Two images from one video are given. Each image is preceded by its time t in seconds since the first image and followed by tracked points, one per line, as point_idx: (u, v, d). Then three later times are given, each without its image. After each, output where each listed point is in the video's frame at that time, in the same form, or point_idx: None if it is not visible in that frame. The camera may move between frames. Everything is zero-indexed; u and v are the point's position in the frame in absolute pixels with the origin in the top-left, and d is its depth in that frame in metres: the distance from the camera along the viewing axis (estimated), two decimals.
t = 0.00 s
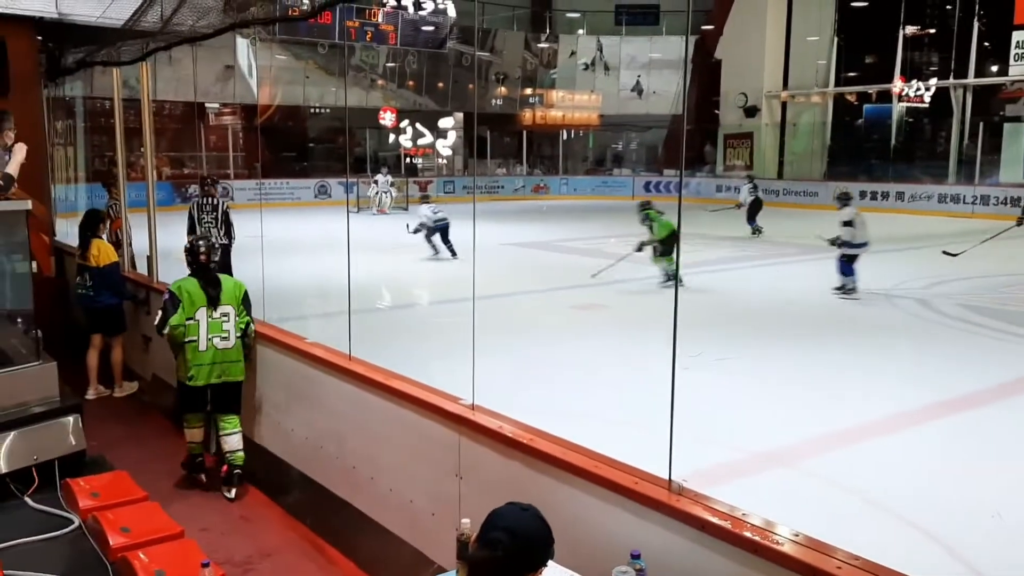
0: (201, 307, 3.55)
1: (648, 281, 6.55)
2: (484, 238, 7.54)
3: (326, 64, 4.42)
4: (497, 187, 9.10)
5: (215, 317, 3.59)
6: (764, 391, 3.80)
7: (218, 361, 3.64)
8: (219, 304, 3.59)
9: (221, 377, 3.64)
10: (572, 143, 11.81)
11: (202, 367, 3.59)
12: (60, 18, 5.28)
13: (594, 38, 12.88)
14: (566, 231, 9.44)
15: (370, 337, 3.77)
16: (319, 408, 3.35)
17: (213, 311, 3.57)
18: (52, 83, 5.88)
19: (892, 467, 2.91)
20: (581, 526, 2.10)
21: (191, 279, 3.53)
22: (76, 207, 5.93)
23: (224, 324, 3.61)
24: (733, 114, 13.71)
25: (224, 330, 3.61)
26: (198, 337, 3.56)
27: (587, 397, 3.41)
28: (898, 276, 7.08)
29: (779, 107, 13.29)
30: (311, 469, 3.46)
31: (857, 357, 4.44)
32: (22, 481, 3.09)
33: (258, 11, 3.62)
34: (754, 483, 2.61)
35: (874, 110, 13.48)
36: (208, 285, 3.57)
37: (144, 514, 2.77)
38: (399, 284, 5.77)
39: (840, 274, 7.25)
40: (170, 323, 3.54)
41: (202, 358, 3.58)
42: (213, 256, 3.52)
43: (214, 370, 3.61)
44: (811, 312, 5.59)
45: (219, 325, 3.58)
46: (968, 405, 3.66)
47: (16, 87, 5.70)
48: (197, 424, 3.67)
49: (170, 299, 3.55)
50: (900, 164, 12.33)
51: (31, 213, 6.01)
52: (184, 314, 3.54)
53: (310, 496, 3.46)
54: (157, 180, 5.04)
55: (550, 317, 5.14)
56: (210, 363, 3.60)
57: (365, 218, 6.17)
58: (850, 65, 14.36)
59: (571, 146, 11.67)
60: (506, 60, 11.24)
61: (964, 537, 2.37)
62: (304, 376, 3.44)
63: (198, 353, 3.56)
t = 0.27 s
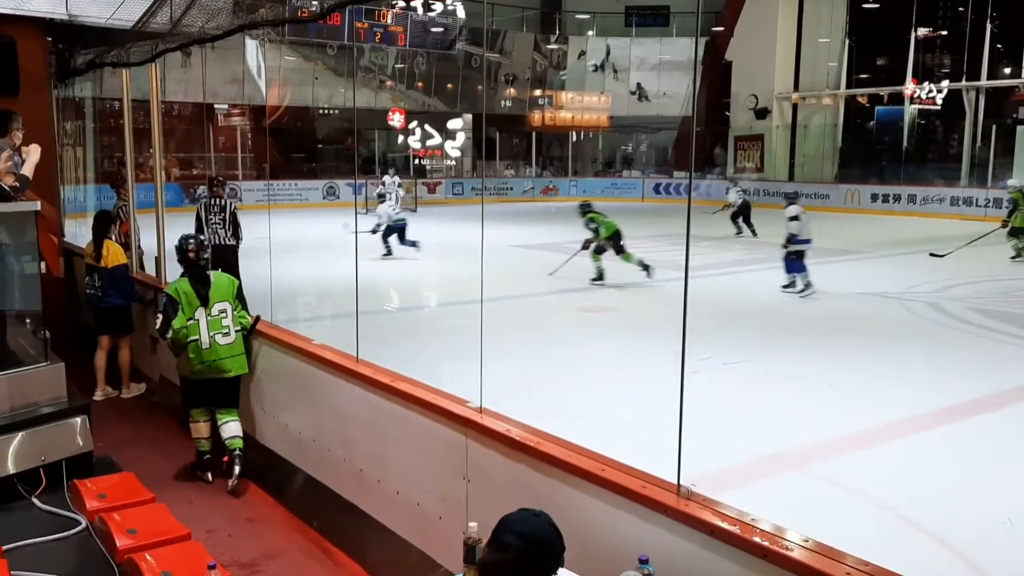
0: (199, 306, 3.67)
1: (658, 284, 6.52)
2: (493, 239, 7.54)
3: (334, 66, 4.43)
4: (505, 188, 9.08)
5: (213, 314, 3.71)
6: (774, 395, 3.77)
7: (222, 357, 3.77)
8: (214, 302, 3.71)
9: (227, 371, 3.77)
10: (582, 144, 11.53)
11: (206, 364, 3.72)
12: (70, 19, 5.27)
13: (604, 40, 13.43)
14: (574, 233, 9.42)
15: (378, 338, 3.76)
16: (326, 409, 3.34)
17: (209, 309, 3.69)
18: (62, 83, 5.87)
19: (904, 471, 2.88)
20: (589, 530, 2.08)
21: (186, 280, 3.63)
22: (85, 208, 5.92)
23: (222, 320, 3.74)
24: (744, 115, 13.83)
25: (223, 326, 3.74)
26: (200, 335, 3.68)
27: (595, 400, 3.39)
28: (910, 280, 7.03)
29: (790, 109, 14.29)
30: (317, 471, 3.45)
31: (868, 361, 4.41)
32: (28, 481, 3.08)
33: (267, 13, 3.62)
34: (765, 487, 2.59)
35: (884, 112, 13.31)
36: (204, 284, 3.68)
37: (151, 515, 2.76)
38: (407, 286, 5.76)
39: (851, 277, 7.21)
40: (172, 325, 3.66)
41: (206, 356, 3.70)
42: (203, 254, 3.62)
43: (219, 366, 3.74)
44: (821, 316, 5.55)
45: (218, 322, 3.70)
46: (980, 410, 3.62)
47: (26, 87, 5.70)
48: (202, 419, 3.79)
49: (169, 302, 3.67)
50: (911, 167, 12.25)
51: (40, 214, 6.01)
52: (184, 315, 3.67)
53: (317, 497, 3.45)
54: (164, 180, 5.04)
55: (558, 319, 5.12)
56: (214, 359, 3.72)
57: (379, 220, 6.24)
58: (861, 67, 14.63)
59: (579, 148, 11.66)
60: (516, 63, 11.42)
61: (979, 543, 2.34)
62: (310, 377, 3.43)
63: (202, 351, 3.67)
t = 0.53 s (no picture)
0: (200, 303, 3.74)
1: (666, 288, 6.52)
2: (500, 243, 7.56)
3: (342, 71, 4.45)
4: (512, 193, 9.10)
5: (212, 312, 3.79)
6: (780, 400, 3.76)
7: (218, 353, 3.85)
8: (213, 300, 3.80)
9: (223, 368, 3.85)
10: (589, 149, 11.89)
11: (206, 360, 3.78)
12: (81, 24, 5.30)
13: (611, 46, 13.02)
14: (582, 237, 9.42)
15: (384, 342, 3.77)
16: (332, 413, 3.35)
17: (209, 307, 3.77)
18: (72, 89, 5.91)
19: (912, 477, 2.86)
20: (595, 536, 2.08)
21: (187, 278, 3.72)
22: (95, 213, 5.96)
23: (220, 317, 3.83)
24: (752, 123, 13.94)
25: (222, 323, 3.83)
26: (201, 332, 3.74)
27: (601, 405, 3.40)
28: (918, 285, 7.02)
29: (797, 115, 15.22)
30: (323, 475, 3.46)
31: (873, 365, 4.41)
32: (36, 485, 3.09)
33: (275, 18, 3.65)
34: (771, 492, 2.58)
35: (892, 117, 13.36)
36: (202, 282, 3.78)
37: (158, 519, 2.76)
38: (414, 290, 5.78)
39: (859, 282, 7.20)
40: (173, 322, 3.71)
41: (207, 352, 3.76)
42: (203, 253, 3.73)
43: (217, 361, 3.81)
44: (828, 320, 5.55)
45: (218, 319, 3.79)
46: (989, 416, 3.60)
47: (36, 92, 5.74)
48: (203, 420, 3.84)
49: (169, 299, 3.72)
50: (919, 171, 12.22)
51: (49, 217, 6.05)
52: (184, 312, 3.72)
53: (323, 501, 3.46)
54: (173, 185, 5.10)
55: (565, 323, 5.13)
56: (213, 355, 3.79)
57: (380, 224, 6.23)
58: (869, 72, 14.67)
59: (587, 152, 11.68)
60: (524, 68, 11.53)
61: (986, 550, 2.32)
62: (317, 381, 3.44)
63: (203, 347, 3.74)
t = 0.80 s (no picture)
0: (199, 301, 3.84)
1: (671, 292, 6.51)
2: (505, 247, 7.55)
3: (349, 74, 4.44)
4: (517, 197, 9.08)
5: (211, 310, 3.88)
6: (786, 405, 3.75)
7: (214, 351, 3.93)
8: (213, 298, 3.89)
9: (218, 365, 3.93)
10: (595, 153, 11.82)
11: (201, 356, 3.86)
12: (89, 27, 5.32)
13: (617, 50, 12.96)
14: (587, 241, 9.40)
15: (388, 345, 3.77)
16: (338, 416, 3.34)
17: (208, 305, 3.86)
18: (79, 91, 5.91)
19: (919, 483, 2.85)
20: (600, 540, 2.07)
21: (188, 275, 3.83)
22: (101, 215, 5.93)
23: (218, 316, 3.92)
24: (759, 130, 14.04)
25: (219, 322, 3.91)
26: (198, 328, 3.83)
27: (605, 409, 3.39)
28: (925, 290, 6.98)
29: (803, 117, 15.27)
30: (328, 478, 3.45)
31: (879, 370, 4.39)
32: (42, 486, 3.10)
33: (282, 22, 3.65)
34: (777, 497, 2.58)
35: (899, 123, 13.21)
36: (203, 281, 3.88)
37: (163, 521, 2.76)
38: (420, 293, 5.77)
39: (865, 287, 7.17)
40: (172, 316, 3.81)
41: (202, 348, 3.85)
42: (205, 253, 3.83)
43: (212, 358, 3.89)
44: (834, 325, 5.53)
45: (215, 317, 3.88)
46: (996, 422, 3.58)
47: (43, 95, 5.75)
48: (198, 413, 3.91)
49: (169, 294, 3.83)
50: (926, 176, 12.18)
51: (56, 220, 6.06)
52: (184, 308, 3.82)
53: (328, 503, 3.46)
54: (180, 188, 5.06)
55: (570, 327, 5.12)
56: (208, 352, 3.88)
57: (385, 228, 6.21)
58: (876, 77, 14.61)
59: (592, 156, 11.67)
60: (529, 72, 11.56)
61: (994, 557, 2.30)
62: (322, 384, 3.44)
63: (199, 343, 3.83)
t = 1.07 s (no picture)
0: (193, 297, 3.96)
1: (675, 295, 6.51)
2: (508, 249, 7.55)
3: (353, 75, 4.45)
4: (520, 199, 9.05)
5: (204, 306, 4.00)
6: (788, 408, 3.75)
7: (208, 347, 4.04)
8: (207, 295, 4.00)
9: (211, 361, 4.04)
10: (598, 156, 11.66)
11: (196, 350, 3.98)
12: (94, 28, 5.34)
13: (621, 52, 13.00)
14: (591, 243, 9.40)
15: (391, 347, 3.78)
16: (340, 418, 3.35)
17: (202, 301, 3.98)
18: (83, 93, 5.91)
19: (923, 487, 2.84)
20: (602, 542, 2.07)
21: (183, 272, 3.94)
22: (105, 216, 5.94)
23: (212, 312, 4.03)
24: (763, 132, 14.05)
25: (213, 318, 4.03)
26: (192, 324, 3.95)
27: (608, 411, 3.39)
28: (929, 293, 6.97)
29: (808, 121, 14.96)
30: (330, 479, 3.45)
31: (881, 373, 4.39)
32: (45, 488, 3.11)
33: (285, 23, 3.65)
34: (779, 500, 2.57)
35: (903, 125, 13.18)
36: (198, 278, 4.00)
37: (166, 523, 2.76)
38: (422, 295, 5.78)
39: (869, 290, 7.16)
40: (168, 312, 3.93)
41: (196, 343, 3.96)
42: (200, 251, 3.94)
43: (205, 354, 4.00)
44: (837, 329, 5.52)
45: (208, 313, 3.99)
46: (1000, 426, 3.57)
47: (48, 95, 5.77)
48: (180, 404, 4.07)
49: (165, 291, 3.94)
50: (930, 179, 12.15)
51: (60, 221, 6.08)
52: (179, 304, 3.94)
53: (330, 505, 3.47)
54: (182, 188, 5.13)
55: (573, 329, 5.12)
56: (201, 347, 3.99)
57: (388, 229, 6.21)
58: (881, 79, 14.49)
59: (595, 159, 11.68)
60: (532, 74, 11.58)
61: (998, 562, 2.29)
62: (325, 385, 3.43)
63: (193, 338, 3.94)
